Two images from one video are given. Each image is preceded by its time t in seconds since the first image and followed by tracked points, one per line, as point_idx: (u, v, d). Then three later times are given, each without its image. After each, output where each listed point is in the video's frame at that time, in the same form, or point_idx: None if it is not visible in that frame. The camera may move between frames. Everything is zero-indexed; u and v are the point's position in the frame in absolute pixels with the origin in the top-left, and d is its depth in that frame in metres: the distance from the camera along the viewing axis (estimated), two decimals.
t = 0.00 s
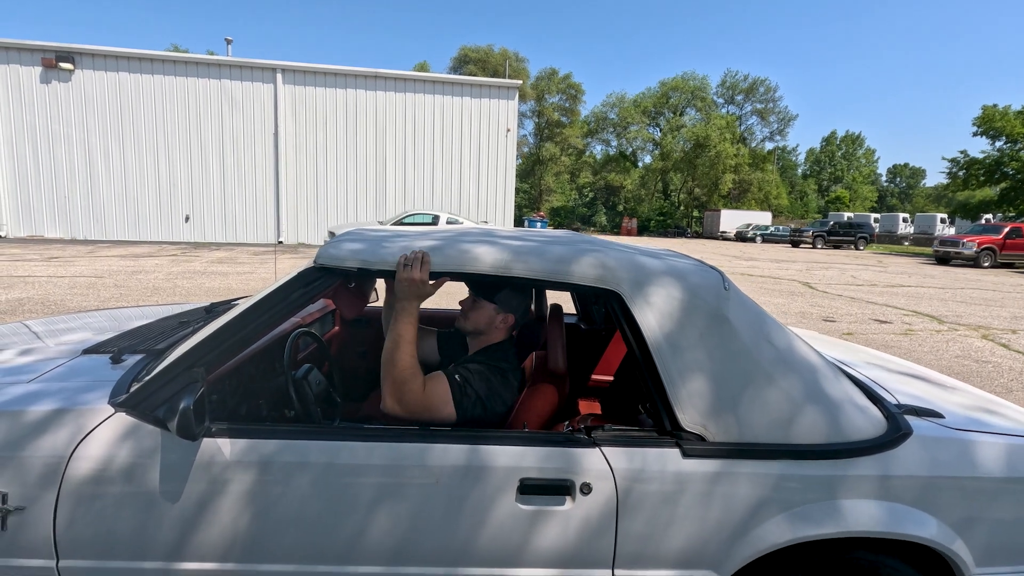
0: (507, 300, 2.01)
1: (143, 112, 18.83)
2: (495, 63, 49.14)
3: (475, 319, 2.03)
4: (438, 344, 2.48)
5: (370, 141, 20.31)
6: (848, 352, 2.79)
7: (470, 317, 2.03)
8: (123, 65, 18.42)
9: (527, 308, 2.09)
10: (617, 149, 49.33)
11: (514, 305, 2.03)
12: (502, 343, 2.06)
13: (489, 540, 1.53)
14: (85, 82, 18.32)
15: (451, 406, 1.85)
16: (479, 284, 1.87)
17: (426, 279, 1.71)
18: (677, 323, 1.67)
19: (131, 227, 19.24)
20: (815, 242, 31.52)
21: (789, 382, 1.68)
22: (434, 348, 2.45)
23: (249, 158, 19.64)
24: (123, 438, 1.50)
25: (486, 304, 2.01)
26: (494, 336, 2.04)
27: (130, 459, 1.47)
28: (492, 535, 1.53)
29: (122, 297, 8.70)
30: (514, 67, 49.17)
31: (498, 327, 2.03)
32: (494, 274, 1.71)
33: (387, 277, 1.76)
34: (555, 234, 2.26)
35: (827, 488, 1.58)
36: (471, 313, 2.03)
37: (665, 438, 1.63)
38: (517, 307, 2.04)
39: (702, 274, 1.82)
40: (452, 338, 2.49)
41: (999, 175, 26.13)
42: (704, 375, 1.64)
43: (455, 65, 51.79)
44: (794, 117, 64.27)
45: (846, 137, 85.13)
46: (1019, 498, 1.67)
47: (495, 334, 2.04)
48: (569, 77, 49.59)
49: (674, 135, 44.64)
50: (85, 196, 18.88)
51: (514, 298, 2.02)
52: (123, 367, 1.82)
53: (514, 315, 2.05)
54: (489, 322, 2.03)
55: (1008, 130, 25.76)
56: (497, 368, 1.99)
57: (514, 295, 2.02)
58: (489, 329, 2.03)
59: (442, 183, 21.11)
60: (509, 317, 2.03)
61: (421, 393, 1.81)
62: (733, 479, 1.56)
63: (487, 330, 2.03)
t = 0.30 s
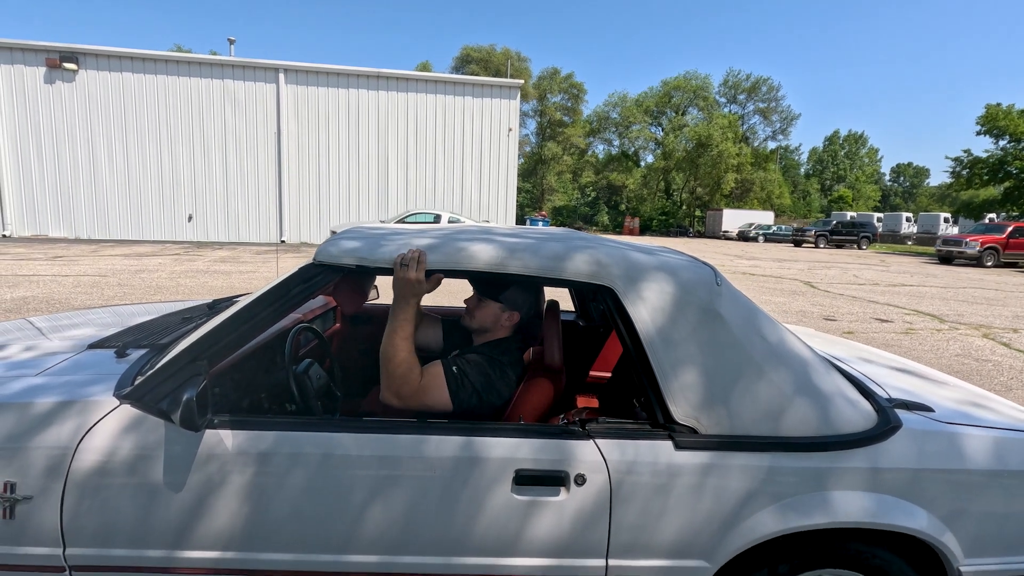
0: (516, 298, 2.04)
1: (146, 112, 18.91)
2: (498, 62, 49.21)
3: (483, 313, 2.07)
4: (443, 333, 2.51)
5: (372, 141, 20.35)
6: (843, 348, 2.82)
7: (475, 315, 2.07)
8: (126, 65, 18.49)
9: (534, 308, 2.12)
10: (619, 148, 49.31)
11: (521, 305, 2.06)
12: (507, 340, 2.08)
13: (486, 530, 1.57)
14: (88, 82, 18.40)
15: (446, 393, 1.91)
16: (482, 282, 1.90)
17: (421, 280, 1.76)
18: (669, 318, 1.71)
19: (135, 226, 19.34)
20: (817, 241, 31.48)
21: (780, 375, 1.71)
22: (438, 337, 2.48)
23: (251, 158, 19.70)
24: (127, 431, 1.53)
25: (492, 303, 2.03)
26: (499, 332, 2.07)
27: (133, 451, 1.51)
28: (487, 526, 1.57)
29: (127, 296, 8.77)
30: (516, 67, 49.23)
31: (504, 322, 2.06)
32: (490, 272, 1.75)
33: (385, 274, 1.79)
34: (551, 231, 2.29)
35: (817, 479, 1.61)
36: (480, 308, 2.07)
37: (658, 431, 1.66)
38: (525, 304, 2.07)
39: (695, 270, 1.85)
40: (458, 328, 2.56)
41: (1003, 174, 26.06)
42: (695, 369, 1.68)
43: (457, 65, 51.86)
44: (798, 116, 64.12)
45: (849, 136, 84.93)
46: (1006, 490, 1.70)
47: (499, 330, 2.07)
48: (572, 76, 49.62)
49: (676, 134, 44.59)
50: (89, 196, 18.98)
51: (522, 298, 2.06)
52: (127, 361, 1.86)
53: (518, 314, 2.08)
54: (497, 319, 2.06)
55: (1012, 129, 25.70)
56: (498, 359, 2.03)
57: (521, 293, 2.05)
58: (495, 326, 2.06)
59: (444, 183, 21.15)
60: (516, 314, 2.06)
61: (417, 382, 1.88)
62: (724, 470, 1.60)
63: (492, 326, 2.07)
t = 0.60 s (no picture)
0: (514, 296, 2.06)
1: (148, 112, 18.94)
2: (499, 62, 49.24)
3: (483, 314, 2.09)
4: (453, 332, 2.53)
5: (373, 142, 20.36)
6: (846, 349, 2.82)
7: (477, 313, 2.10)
8: (128, 65, 18.52)
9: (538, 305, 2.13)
10: (620, 148, 49.25)
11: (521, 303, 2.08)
12: (507, 340, 2.09)
13: (490, 532, 1.57)
14: (91, 82, 18.44)
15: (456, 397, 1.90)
16: (487, 283, 1.91)
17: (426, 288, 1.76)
18: (673, 319, 1.71)
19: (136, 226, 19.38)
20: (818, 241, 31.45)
21: (785, 377, 1.71)
22: (447, 335, 2.51)
23: (253, 158, 19.71)
24: (132, 433, 1.54)
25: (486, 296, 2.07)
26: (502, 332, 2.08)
27: (139, 453, 1.52)
28: (491, 527, 1.57)
29: (129, 296, 8.79)
30: (518, 67, 49.21)
31: (502, 320, 2.08)
32: (494, 273, 1.75)
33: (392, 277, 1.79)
34: (554, 232, 2.29)
35: (821, 482, 1.61)
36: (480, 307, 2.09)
37: (662, 433, 1.66)
38: (526, 301, 2.09)
39: (700, 272, 1.85)
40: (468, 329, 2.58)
41: (1005, 174, 26.00)
42: (700, 371, 1.68)
43: (458, 65, 51.87)
44: (799, 115, 63.98)
45: (851, 136, 84.83)
46: (1010, 492, 1.70)
47: (499, 329, 2.08)
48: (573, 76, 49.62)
49: (678, 134, 44.58)
50: (91, 195, 18.99)
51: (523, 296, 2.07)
52: (132, 363, 1.87)
53: (517, 310, 2.09)
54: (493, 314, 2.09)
55: (1015, 128, 25.65)
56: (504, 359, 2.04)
57: (524, 294, 2.08)
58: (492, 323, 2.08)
59: (445, 183, 21.15)
60: (510, 310, 2.07)
61: (427, 390, 1.87)
62: (730, 473, 1.60)
63: (493, 327, 2.09)
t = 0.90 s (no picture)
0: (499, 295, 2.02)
1: (150, 112, 18.93)
2: (499, 61, 49.24)
3: (477, 312, 2.12)
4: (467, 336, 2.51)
5: (374, 142, 20.38)
6: (854, 350, 2.80)
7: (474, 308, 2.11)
8: (129, 65, 18.53)
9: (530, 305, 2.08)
10: (621, 147, 49.18)
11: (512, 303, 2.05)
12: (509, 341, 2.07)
13: (499, 534, 1.56)
14: (92, 82, 18.45)
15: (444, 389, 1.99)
16: (491, 283, 1.90)
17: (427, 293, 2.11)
18: (683, 320, 1.70)
19: (138, 226, 19.38)
20: (820, 241, 31.40)
21: (796, 378, 1.70)
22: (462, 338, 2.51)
23: (254, 157, 19.72)
24: (140, 434, 1.53)
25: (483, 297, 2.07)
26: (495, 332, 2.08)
27: (146, 454, 1.51)
28: (502, 529, 1.56)
29: (130, 296, 8.78)
30: (519, 67, 49.21)
31: (490, 319, 2.08)
32: (503, 274, 1.74)
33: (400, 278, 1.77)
34: (562, 232, 2.27)
35: (833, 484, 1.60)
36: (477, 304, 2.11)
37: (673, 434, 1.65)
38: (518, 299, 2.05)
39: (709, 272, 1.84)
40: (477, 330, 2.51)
41: (1007, 174, 25.95)
42: (710, 372, 1.67)
43: (459, 65, 51.87)
44: (800, 115, 63.90)
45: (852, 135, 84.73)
46: None
47: (488, 327, 2.09)
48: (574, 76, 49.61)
49: (679, 134, 44.51)
50: (92, 195, 18.99)
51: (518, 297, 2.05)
52: (140, 364, 1.86)
53: (509, 311, 2.06)
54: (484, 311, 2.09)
55: (1016, 128, 25.62)
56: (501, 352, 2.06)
57: (518, 296, 2.04)
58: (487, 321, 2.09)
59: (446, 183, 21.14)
60: (495, 304, 2.06)
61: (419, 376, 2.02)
62: (740, 474, 1.59)
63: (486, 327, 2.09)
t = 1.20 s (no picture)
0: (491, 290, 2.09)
1: (151, 112, 18.94)
2: (501, 61, 49.24)
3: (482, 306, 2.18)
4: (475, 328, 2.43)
5: (376, 142, 20.37)
6: (862, 350, 2.79)
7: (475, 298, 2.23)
8: (131, 65, 18.54)
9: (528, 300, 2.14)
10: (622, 147, 49.14)
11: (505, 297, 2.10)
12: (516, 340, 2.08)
13: (512, 535, 1.56)
14: (94, 81, 18.46)
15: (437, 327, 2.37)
16: (496, 284, 1.90)
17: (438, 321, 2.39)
18: (696, 321, 1.69)
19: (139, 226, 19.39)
20: (821, 241, 31.36)
21: (809, 379, 1.70)
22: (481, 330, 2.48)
23: (256, 157, 19.73)
24: (153, 433, 1.52)
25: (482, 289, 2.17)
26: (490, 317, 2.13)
27: (160, 452, 1.50)
28: (515, 531, 1.55)
29: (133, 296, 8.77)
30: (520, 66, 49.19)
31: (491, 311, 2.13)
32: (515, 274, 1.73)
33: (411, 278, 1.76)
34: (571, 233, 2.26)
35: (847, 485, 1.59)
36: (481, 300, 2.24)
37: (686, 436, 1.64)
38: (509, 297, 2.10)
39: (721, 273, 1.83)
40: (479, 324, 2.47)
41: (1009, 174, 25.92)
42: (723, 373, 1.66)
43: (460, 64, 51.85)
44: (801, 115, 63.83)
45: (852, 135, 84.65)
46: None
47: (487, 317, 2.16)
48: (575, 75, 49.59)
49: (680, 133, 44.46)
50: (94, 195, 19.00)
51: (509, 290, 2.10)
52: (149, 364, 1.85)
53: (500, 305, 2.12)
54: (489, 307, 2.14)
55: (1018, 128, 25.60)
56: (506, 339, 2.07)
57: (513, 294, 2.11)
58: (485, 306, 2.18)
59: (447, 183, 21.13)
60: (492, 299, 2.11)
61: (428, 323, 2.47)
62: (754, 476, 1.58)
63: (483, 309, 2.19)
